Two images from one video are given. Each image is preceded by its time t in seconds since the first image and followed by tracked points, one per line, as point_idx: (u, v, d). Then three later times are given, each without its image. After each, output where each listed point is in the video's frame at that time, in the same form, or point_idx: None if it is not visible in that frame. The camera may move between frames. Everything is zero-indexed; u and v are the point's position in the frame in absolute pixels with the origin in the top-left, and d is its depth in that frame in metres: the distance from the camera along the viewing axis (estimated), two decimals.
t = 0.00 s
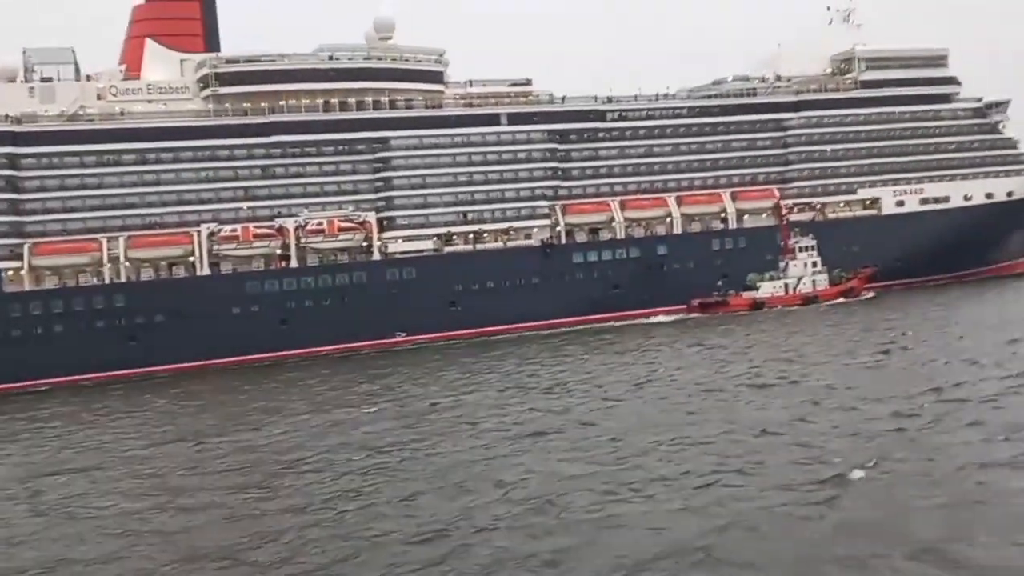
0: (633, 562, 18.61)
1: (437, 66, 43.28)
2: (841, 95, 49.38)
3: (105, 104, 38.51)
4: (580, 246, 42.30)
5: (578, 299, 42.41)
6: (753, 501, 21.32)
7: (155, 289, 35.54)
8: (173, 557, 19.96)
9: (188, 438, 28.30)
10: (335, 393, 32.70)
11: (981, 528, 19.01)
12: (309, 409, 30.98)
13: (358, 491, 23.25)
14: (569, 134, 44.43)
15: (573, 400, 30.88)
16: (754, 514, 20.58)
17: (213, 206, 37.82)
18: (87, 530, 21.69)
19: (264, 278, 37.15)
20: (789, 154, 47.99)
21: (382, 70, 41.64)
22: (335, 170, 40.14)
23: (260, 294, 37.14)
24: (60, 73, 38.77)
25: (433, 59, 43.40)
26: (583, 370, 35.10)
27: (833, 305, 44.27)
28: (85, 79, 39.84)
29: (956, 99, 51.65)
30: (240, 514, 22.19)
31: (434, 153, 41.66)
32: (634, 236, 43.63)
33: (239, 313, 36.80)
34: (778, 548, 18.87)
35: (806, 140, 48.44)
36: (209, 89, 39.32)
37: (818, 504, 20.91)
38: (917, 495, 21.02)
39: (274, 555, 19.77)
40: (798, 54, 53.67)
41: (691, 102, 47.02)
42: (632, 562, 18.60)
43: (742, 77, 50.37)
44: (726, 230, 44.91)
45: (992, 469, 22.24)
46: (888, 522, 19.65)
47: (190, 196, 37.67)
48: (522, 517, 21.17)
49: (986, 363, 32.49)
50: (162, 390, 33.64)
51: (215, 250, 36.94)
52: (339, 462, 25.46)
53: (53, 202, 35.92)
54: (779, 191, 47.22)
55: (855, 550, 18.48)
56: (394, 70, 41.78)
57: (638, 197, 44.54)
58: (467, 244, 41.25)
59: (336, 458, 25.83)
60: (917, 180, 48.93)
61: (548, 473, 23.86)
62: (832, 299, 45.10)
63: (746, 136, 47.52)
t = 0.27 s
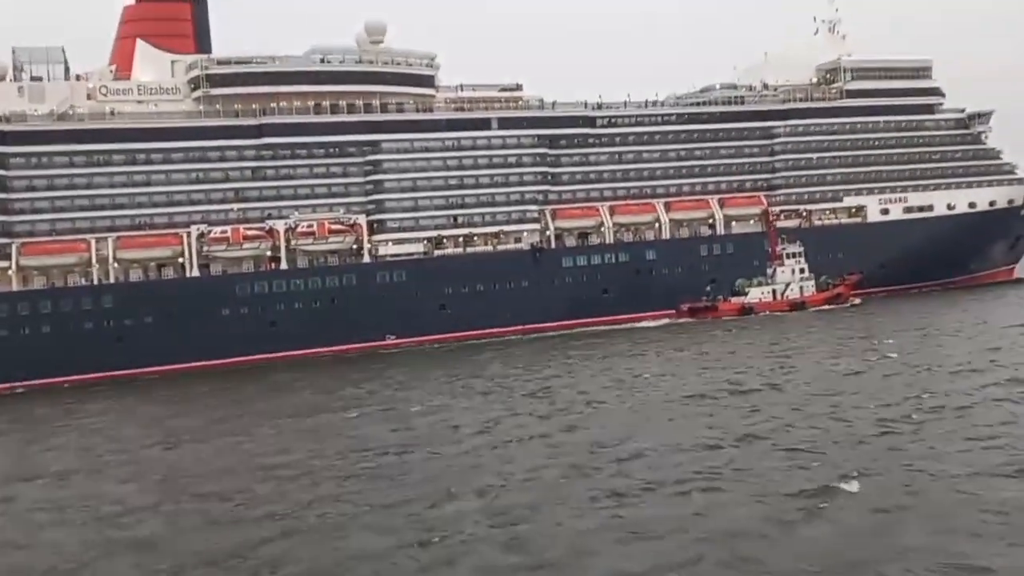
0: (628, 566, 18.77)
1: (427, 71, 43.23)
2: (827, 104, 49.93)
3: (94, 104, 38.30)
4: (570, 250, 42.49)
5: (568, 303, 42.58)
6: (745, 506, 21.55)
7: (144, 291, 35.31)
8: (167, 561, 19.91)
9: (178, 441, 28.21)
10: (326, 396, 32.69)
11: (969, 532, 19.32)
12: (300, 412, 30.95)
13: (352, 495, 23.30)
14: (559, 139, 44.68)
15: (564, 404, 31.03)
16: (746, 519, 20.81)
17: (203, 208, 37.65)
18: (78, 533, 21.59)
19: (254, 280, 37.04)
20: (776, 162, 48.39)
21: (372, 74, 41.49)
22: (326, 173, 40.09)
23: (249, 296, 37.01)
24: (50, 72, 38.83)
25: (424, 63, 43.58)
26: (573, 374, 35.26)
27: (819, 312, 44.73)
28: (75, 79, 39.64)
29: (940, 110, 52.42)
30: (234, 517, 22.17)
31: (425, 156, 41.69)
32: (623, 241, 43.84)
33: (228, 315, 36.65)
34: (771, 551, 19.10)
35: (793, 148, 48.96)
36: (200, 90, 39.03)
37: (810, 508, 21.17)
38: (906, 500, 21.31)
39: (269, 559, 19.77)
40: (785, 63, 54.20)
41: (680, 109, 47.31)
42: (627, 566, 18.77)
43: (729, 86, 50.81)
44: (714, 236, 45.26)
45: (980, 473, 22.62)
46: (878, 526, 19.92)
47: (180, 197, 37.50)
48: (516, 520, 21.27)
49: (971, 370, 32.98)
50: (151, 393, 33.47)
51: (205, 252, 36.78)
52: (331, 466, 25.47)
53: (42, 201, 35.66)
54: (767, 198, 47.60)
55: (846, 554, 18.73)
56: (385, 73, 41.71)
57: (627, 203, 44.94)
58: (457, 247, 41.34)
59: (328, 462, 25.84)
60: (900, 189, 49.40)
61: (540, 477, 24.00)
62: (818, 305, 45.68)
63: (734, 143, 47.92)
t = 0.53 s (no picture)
0: (632, 564, 18.75)
1: (423, 75, 43.06)
2: (819, 113, 50.27)
3: (89, 105, 38.02)
4: (565, 255, 42.46)
5: (562, 307, 42.64)
6: (745, 507, 21.61)
7: (138, 292, 35.05)
8: (166, 560, 19.72)
9: (173, 444, 27.99)
10: (321, 399, 32.54)
11: (968, 531, 19.44)
12: (296, 415, 30.79)
13: (351, 496, 23.17)
14: (555, 144, 44.76)
15: (561, 408, 31.04)
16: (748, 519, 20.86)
17: (198, 209, 37.40)
18: (75, 534, 21.34)
19: (249, 282, 36.83)
20: (769, 169, 48.67)
21: (369, 77, 41.11)
22: (321, 175, 39.90)
23: (245, 298, 36.81)
24: (44, 72, 38.53)
25: (420, 67, 43.21)
26: (569, 378, 35.29)
27: (812, 317, 44.98)
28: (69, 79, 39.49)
29: (930, 119, 52.79)
30: (232, 518, 21.99)
31: (421, 159, 41.54)
32: (618, 246, 43.94)
33: (223, 317, 36.44)
34: (774, 550, 19.14)
35: (786, 155, 49.13)
36: (195, 91, 38.78)
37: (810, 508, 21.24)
38: (906, 501, 21.42)
39: (269, 558, 19.62)
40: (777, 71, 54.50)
41: (675, 115, 47.55)
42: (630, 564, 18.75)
43: (723, 93, 51.09)
44: (708, 242, 45.40)
45: (979, 475, 22.77)
46: (879, 526, 20.01)
47: (175, 198, 37.23)
48: (517, 521, 21.22)
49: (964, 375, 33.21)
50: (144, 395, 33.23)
51: (200, 253, 36.43)
52: (330, 468, 25.36)
53: (35, 201, 35.32)
54: (760, 205, 47.89)
55: (849, 553, 18.79)
56: (382, 76, 41.46)
57: (622, 208, 44.99)
58: (452, 251, 41.14)
59: (326, 464, 25.71)
60: (890, 197, 49.67)
61: (540, 480, 23.99)
62: (812, 311, 45.89)
63: (727, 150, 48.17)
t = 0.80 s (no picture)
0: (665, 559, 18.37)
1: (432, 78, 42.83)
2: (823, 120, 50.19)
3: (96, 105, 37.58)
4: (572, 259, 42.30)
5: (570, 312, 42.41)
6: (772, 501, 21.29)
7: (145, 293, 34.68)
8: (186, 555, 19.21)
9: (184, 444, 27.47)
10: (332, 401, 32.14)
11: (1002, 522, 19.19)
12: (307, 416, 30.36)
13: (370, 493, 22.74)
14: (563, 149, 44.65)
15: (575, 410, 30.72)
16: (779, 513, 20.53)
17: (206, 210, 37.04)
18: (90, 531, 20.80)
19: (257, 284, 36.49)
20: (774, 175, 48.73)
21: (378, 80, 40.92)
22: (330, 178, 39.60)
23: (252, 300, 36.47)
24: (50, 71, 38.09)
25: (429, 70, 42.94)
26: (580, 381, 34.98)
27: (820, 323, 44.84)
28: (76, 79, 39.14)
29: (932, 127, 52.83)
30: (251, 514, 21.50)
31: (430, 163, 41.32)
32: (625, 250, 43.87)
33: (231, 319, 36.05)
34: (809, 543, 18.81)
35: (791, 162, 49.22)
36: (203, 92, 38.44)
37: (840, 502, 20.93)
38: (936, 494, 21.16)
39: (293, 553, 19.15)
40: (781, 78, 54.60)
41: (681, 121, 47.54)
42: (664, 559, 18.38)
43: (728, 100, 51.13)
44: (714, 247, 45.36)
45: (1007, 469, 22.53)
46: (912, 518, 19.72)
47: (183, 199, 36.83)
48: (543, 517, 20.84)
49: (979, 376, 33.04)
50: (151, 396, 32.73)
51: (207, 255, 36.21)
52: (346, 467, 24.93)
53: (41, 201, 34.82)
54: (765, 211, 47.97)
55: (886, 544, 18.47)
56: (390, 79, 41.26)
57: (629, 213, 45.00)
58: (461, 255, 41.09)
59: (342, 463, 25.28)
60: (894, 204, 49.79)
61: (562, 478, 23.63)
62: (817, 317, 45.93)
63: (733, 156, 48.24)
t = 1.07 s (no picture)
0: (696, 564, 18.30)
1: (451, 81, 42.84)
2: (841, 125, 49.86)
3: (118, 106, 37.63)
4: (589, 263, 42.38)
5: (588, 315, 42.41)
6: (804, 506, 21.21)
7: (167, 295, 34.90)
8: (216, 556, 19.21)
9: (208, 445, 27.50)
10: (352, 403, 32.19)
11: None
12: (328, 418, 30.39)
13: (396, 495, 22.74)
14: (581, 152, 44.67)
15: (597, 413, 30.65)
16: (808, 518, 20.44)
17: (226, 213, 37.14)
18: (119, 532, 20.82)
19: (277, 286, 36.62)
20: (792, 180, 48.60)
21: (399, 83, 41.00)
22: (349, 181, 39.64)
23: (272, 302, 36.60)
24: (72, 73, 38.24)
25: (447, 73, 43.02)
26: (599, 384, 34.93)
27: (839, 327, 44.63)
28: (98, 80, 39.27)
29: (949, 132, 52.56)
30: (278, 515, 21.51)
31: (448, 166, 41.31)
32: (642, 254, 43.84)
33: (251, 320, 36.20)
34: (841, 547, 18.73)
35: (807, 167, 48.84)
36: (224, 94, 38.57)
37: (869, 507, 20.83)
38: (965, 499, 21.06)
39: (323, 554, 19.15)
40: (797, 83, 54.50)
41: (699, 125, 47.46)
42: (695, 563, 18.31)
43: (745, 105, 51.00)
44: (731, 252, 45.31)
45: None
46: (943, 523, 19.62)
47: (204, 201, 36.88)
48: (570, 521, 20.79)
49: (1004, 380, 32.89)
50: (173, 397, 32.81)
51: (228, 256, 36.36)
52: (370, 468, 24.94)
53: (64, 203, 34.86)
54: (783, 216, 47.89)
55: (919, 550, 18.36)
56: (409, 82, 41.31)
57: (646, 217, 44.97)
58: (479, 257, 41.34)
59: (366, 464, 25.31)
60: (911, 210, 49.74)
61: (587, 481, 23.59)
62: (835, 322, 45.48)
63: (750, 160, 48.12)
